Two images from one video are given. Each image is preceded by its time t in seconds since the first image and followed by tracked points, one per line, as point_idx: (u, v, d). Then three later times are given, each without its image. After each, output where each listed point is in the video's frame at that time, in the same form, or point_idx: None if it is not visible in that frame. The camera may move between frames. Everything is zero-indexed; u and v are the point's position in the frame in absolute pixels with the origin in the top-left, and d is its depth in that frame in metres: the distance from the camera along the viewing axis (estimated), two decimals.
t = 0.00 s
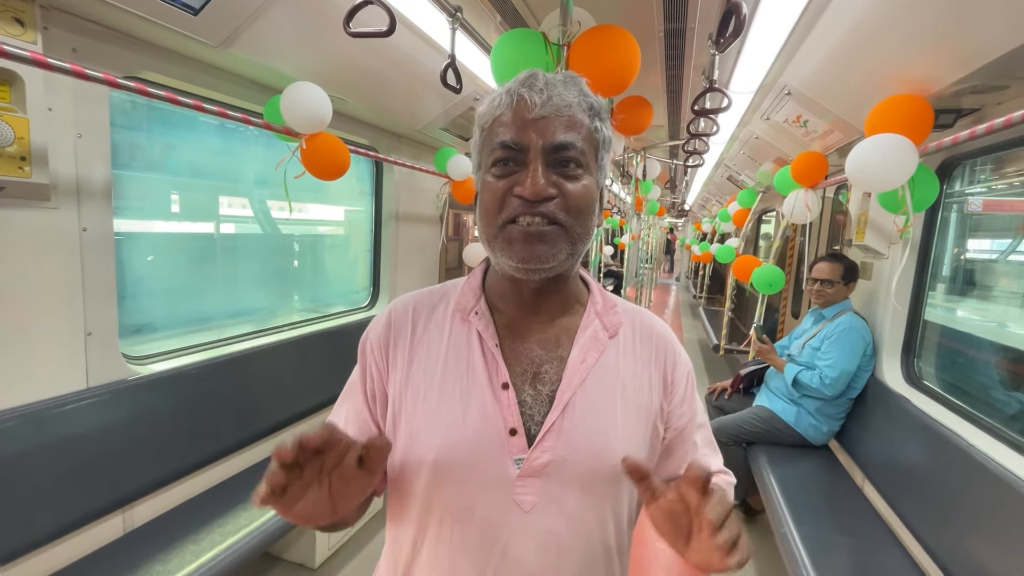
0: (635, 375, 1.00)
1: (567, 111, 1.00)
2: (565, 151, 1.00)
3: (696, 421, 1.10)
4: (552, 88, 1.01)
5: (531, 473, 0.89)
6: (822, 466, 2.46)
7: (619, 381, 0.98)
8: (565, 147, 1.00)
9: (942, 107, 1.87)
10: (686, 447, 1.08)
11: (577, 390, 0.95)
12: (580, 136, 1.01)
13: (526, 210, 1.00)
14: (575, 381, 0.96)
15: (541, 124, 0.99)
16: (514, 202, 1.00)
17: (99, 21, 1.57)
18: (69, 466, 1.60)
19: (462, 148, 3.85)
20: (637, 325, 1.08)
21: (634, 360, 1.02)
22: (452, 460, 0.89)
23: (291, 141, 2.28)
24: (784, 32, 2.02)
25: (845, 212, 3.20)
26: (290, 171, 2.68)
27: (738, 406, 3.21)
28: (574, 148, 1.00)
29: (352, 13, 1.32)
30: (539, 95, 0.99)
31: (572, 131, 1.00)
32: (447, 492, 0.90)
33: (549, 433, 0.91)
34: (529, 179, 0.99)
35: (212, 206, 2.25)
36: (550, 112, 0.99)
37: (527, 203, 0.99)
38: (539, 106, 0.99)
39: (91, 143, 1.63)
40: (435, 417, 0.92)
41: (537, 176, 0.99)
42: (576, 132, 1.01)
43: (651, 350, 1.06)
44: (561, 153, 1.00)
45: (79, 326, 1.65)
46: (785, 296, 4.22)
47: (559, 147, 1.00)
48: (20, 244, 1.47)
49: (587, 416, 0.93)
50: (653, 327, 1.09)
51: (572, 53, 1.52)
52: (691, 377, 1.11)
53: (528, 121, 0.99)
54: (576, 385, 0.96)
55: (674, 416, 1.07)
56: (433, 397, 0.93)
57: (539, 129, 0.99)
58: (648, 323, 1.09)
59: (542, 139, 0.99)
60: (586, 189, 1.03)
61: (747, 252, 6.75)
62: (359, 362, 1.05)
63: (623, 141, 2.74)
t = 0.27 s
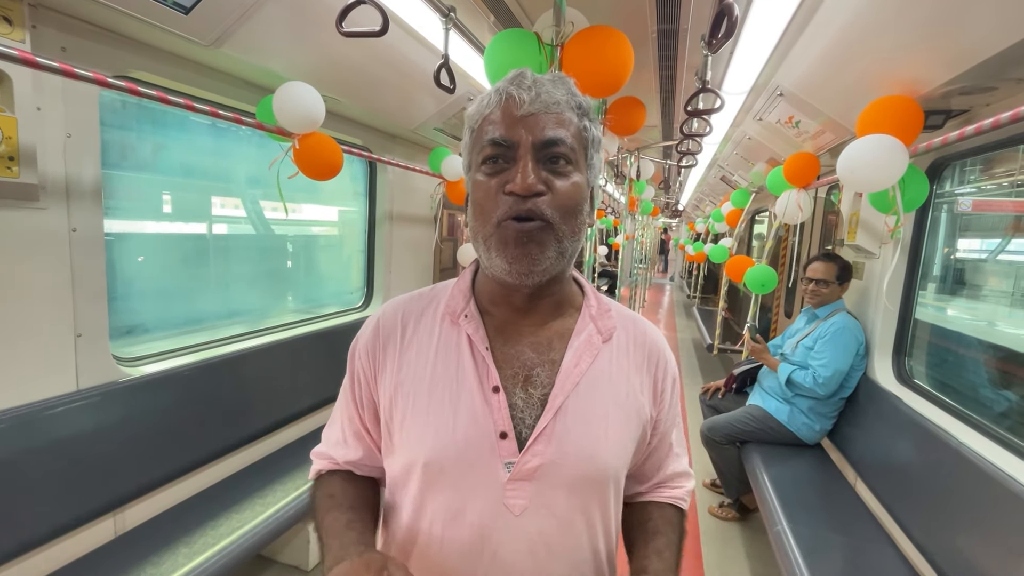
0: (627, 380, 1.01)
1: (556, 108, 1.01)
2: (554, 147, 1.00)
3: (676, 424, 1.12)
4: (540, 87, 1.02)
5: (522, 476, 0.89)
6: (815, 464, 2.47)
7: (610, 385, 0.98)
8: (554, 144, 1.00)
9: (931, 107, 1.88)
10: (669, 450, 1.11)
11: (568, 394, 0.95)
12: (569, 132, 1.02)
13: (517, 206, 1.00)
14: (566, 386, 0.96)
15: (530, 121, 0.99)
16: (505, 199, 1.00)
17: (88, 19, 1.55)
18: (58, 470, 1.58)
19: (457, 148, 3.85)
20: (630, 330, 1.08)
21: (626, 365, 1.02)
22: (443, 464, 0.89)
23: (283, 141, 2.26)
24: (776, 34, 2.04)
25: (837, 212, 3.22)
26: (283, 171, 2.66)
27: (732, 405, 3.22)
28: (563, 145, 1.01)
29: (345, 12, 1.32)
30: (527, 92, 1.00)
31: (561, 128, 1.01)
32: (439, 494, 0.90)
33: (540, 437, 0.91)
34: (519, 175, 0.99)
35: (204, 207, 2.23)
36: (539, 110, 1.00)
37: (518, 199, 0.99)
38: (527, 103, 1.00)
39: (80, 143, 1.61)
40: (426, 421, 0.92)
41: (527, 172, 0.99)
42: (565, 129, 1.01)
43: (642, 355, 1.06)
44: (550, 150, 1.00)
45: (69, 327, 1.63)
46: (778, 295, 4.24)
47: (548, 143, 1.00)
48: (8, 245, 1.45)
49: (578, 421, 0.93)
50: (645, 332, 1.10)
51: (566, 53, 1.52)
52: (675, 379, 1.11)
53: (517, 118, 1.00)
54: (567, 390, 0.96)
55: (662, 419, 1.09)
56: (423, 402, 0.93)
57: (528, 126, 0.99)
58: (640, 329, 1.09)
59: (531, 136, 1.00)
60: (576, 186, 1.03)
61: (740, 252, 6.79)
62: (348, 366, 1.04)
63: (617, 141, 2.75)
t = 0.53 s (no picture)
0: (620, 379, 1.01)
1: (540, 119, 1.01)
2: (540, 159, 1.01)
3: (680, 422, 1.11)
4: (523, 98, 1.02)
5: (517, 475, 0.90)
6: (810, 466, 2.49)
7: (602, 384, 0.99)
8: (540, 155, 1.01)
9: (924, 112, 1.90)
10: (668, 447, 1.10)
11: (560, 393, 0.96)
12: (555, 142, 1.02)
13: (506, 219, 1.01)
14: (559, 384, 0.97)
15: (515, 134, 1.00)
16: (494, 212, 1.01)
17: (83, 22, 1.55)
18: (53, 474, 1.57)
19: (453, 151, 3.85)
20: (622, 329, 1.09)
21: (617, 363, 1.03)
22: (440, 462, 0.90)
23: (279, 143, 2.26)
24: (770, 38, 2.05)
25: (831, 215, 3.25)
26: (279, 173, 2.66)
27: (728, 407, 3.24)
28: (549, 155, 1.01)
29: (342, 17, 1.32)
30: (511, 105, 1.00)
31: (546, 138, 1.01)
32: (437, 494, 0.90)
33: (534, 435, 0.92)
34: (506, 190, 1.00)
35: (199, 208, 2.23)
36: (524, 122, 1.00)
37: (506, 213, 1.00)
38: (511, 116, 1.00)
39: (75, 145, 1.61)
40: (422, 422, 0.92)
41: (514, 186, 1.00)
42: (551, 139, 1.02)
43: (634, 352, 1.06)
44: (536, 161, 1.01)
45: (64, 331, 1.62)
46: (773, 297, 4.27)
47: (534, 155, 1.00)
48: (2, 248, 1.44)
49: (571, 420, 0.94)
50: (636, 330, 1.11)
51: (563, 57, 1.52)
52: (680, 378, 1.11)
53: (501, 132, 1.00)
54: (560, 389, 0.97)
55: (662, 415, 1.05)
56: (419, 402, 0.94)
57: (513, 139, 1.00)
58: (629, 325, 1.11)
59: (517, 149, 1.00)
60: (563, 195, 1.04)
61: (735, 254, 6.83)
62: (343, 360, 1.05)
63: (613, 144, 2.77)
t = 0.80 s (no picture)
0: (621, 380, 1.02)
1: (551, 124, 1.01)
2: (549, 165, 1.01)
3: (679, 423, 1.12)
4: (534, 102, 1.02)
5: (520, 476, 0.90)
6: (808, 467, 2.50)
7: (604, 385, 1.00)
8: (549, 162, 1.01)
9: (921, 114, 1.91)
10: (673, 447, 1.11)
11: (563, 394, 0.97)
12: (564, 149, 1.02)
13: (513, 225, 1.01)
14: (561, 386, 0.97)
15: (525, 139, 1.00)
16: (502, 217, 1.02)
17: (82, 23, 1.55)
18: (51, 476, 1.57)
19: (452, 151, 3.85)
20: (624, 332, 1.10)
21: (619, 364, 1.04)
22: (443, 466, 0.90)
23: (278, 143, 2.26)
24: (768, 40, 2.06)
25: (829, 216, 3.26)
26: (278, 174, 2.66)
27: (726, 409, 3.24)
28: (558, 162, 1.02)
29: (342, 19, 1.32)
30: (522, 110, 1.00)
31: (556, 144, 1.01)
32: (439, 496, 0.90)
33: (537, 437, 0.92)
34: (515, 196, 1.01)
35: (197, 209, 2.22)
36: (534, 127, 1.00)
37: (514, 219, 1.01)
38: (522, 121, 0.99)
39: (74, 146, 1.60)
40: (426, 423, 0.92)
41: (523, 192, 1.00)
42: (560, 146, 1.02)
43: (635, 355, 1.08)
44: (545, 167, 1.01)
45: (62, 332, 1.62)
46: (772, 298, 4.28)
47: (543, 161, 1.01)
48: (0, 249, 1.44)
49: (574, 421, 0.94)
50: (636, 332, 1.11)
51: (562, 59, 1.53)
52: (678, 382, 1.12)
53: (512, 136, 1.00)
54: (563, 390, 0.97)
55: (656, 416, 1.07)
56: (423, 403, 0.94)
57: (523, 145, 1.00)
58: (629, 326, 1.12)
59: (526, 155, 1.00)
60: (571, 202, 1.05)
61: (733, 255, 6.85)
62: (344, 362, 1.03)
63: (612, 145, 2.77)
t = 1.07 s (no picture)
0: (624, 387, 1.03)
1: (563, 125, 1.01)
2: (560, 167, 1.01)
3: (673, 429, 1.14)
4: (546, 102, 1.02)
5: (525, 486, 0.90)
6: (807, 467, 2.50)
7: (609, 395, 1.00)
8: (559, 163, 1.01)
9: (919, 114, 1.92)
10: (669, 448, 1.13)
11: (569, 404, 0.97)
12: (575, 151, 1.03)
13: (521, 226, 1.01)
14: (567, 395, 0.97)
15: (536, 140, 1.00)
16: (509, 218, 1.01)
17: (80, 21, 1.54)
18: (47, 475, 1.56)
19: (450, 150, 3.85)
20: (627, 339, 1.10)
21: (622, 371, 1.05)
22: (446, 475, 0.89)
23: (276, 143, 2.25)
24: (767, 40, 2.06)
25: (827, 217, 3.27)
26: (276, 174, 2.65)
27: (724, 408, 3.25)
28: (569, 164, 1.02)
29: (340, 17, 1.31)
30: (534, 109, 1.00)
31: (566, 146, 1.01)
32: (442, 505, 0.90)
33: (542, 447, 0.92)
34: (524, 197, 1.00)
35: (195, 208, 2.22)
36: (545, 128, 1.00)
37: (523, 221, 1.00)
38: (534, 121, 1.00)
39: (72, 145, 1.60)
40: (428, 433, 0.91)
41: (532, 194, 1.00)
42: (570, 148, 1.02)
43: (638, 363, 1.08)
44: (555, 169, 1.01)
45: (59, 331, 1.61)
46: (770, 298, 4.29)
47: (554, 163, 1.01)
48: None
49: (579, 430, 0.95)
50: (642, 341, 1.12)
51: (561, 58, 1.52)
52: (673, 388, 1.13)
53: (522, 137, 1.00)
54: (568, 399, 0.97)
55: (654, 430, 1.10)
56: (425, 412, 0.93)
57: (533, 145, 1.00)
58: (637, 338, 1.12)
59: (537, 155, 1.00)
60: (581, 205, 1.05)
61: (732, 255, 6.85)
62: (343, 372, 1.02)
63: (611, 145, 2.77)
